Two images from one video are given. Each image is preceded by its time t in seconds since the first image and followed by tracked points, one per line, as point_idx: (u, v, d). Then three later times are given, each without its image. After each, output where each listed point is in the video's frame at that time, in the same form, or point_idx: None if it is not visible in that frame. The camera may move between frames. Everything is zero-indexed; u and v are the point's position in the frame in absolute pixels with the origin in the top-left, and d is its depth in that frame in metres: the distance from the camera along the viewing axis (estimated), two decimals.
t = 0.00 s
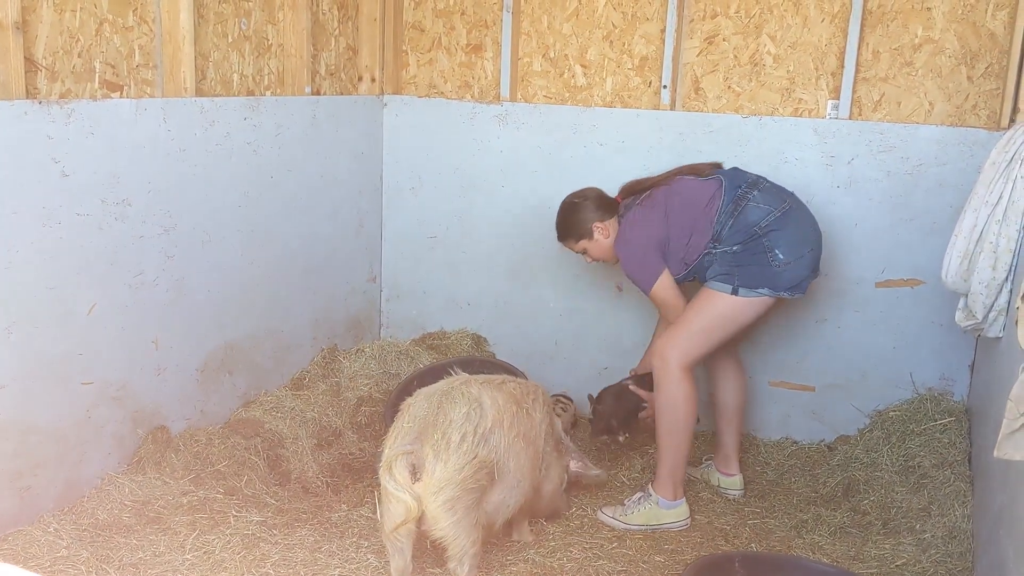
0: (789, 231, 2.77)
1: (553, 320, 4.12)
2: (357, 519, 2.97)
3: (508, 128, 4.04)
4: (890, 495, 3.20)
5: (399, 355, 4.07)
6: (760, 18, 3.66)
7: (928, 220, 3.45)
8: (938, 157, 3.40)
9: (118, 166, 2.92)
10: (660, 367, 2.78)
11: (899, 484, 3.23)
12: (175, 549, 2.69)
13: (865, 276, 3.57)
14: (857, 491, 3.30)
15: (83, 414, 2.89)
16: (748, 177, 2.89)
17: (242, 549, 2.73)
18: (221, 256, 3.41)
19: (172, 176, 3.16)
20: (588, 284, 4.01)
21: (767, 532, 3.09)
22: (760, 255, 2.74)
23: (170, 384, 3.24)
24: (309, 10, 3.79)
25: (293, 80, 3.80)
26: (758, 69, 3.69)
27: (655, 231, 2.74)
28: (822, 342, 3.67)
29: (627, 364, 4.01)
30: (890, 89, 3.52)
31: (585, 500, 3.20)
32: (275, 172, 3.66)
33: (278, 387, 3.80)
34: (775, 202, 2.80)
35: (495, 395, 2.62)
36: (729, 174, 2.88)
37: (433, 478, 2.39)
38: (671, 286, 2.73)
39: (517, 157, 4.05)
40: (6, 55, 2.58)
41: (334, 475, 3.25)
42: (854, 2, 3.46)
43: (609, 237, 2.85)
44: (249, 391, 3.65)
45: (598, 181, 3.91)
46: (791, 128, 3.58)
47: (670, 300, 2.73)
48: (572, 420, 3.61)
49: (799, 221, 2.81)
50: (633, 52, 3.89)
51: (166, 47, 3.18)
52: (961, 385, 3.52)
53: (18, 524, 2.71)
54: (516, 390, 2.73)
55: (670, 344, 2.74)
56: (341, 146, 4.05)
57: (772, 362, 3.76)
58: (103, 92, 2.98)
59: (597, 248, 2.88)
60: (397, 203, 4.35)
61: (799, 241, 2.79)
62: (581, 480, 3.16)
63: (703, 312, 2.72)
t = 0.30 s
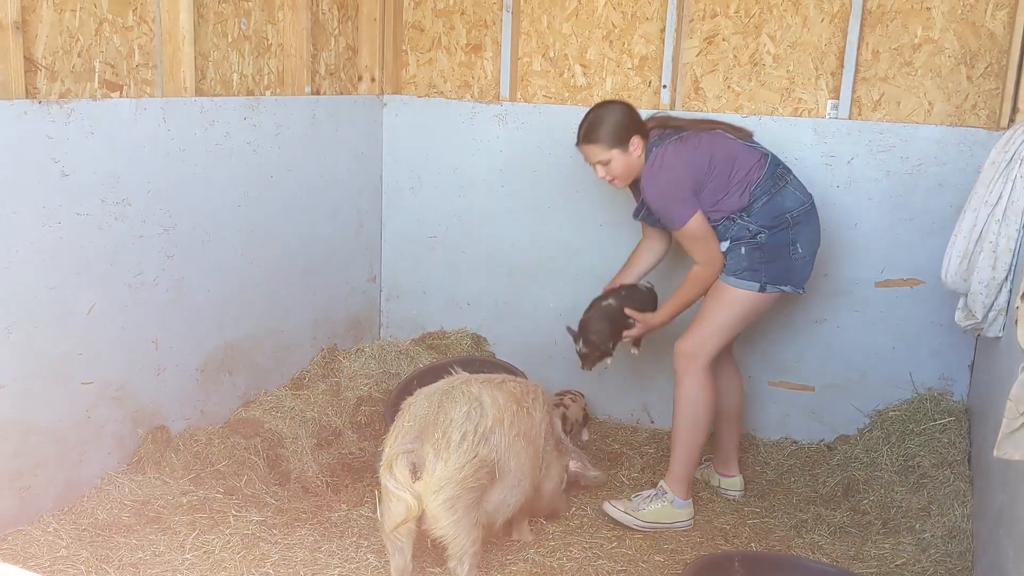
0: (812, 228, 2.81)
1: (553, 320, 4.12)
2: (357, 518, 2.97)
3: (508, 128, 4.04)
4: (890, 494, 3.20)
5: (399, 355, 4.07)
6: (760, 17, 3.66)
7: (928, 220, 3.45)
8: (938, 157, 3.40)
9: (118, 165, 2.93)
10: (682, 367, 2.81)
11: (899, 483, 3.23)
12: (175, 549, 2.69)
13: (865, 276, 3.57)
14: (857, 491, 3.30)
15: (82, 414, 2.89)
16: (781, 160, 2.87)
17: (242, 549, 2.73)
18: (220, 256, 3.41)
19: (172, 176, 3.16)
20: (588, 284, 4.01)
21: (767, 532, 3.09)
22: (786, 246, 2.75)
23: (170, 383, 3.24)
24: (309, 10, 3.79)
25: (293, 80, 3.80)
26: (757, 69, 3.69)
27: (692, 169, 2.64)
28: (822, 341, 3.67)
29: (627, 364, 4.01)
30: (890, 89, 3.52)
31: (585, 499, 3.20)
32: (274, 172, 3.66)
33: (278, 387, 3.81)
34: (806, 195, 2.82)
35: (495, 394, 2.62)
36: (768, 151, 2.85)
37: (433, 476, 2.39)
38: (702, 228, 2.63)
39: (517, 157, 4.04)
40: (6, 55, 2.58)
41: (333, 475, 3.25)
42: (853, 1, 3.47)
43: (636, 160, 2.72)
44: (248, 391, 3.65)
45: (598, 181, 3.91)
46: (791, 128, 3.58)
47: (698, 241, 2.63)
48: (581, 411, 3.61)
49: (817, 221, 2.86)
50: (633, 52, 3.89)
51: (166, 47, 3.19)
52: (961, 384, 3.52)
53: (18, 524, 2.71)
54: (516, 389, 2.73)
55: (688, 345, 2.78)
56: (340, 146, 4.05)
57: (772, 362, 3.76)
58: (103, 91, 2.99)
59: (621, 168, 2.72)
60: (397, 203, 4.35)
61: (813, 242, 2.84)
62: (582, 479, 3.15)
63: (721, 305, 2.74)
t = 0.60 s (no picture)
0: (788, 241, 2.75)
1: (552, 320, 4.12)
2: (355, 520, 2.97)
3: (507, 129, 4.04)
4: (888, 496, 3.20)
5: (398, 355, 4.07)
6: (759, 18, 3.66)
7: (927, 220, 3.45)
8: (937, 158, 3.40)
9: (117, 166, 2.93)
10: (667, 382, 2.71)
11: (898, 484, 3.23)
12: (174, 550, 2.68)
13: (864, 277, 3.57)
14: (855, 492, 3.30)
15: (81, 414, 2.88)
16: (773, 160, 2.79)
17: (241, 550, 2.72)
18: (219, 256, 3.41)
19: (171, 177, 3.16)
20: (587, 285, 4.01)
21: (766, 533, 3.08)
22: (764, 254, 2.69)
23: (169, 384, 3.24)
24: (308, 10, 3.79)
25: (292, 81, 3.79)
26: (756, 70, 3.69)
27: (725, 107, 2.53)
28: (821, 342, 3.67)
29: (626, 365, 4.01)
30: (889, 90, 3.52)
31: (583, 500, 3.20)
32: (273, 173, 3.66)
33: (276, 388, 3.80)
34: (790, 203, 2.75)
35: (492, 396, 2.62)
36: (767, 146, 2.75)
37: (431, 478, 2.39)
38: (726, 167, 2.48)
39: (517, 157, 4.04)
40: (4, 56, 2.58)
41: (332, 476, 3.25)
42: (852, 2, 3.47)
43: (668, 76, 2.53)
44: (247, 392, 3.65)
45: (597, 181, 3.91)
46: (790, 129, 3.58)
47: (720, 176, 2.46)
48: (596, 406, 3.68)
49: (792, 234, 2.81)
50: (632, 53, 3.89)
51: (165, 47, 3.18)
52: (960, 385, 3.52)
53: (17, 524, 2.70)
54: (515, 391, 2.73)
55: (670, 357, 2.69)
56: (339, 147, 4.04)
57: (771, 363, 3.76)
58: (101, 92, 2.98)
59: (652, 78, 2.51)
60: (396, 204, 4.35)
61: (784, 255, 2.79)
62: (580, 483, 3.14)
63: (692, 310, 2.67)
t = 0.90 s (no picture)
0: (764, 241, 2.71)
1: (551, 321, 4.12)
2: (354, 520, 2.96)
3: (506, 130, 4.04)
4: (887, 496, 3.20)
5: (397, 356, 4.07)
6: (758, 19, 3.66)
7: (926, 221, 3.45)
8: (936, 158, 3.40)
9: (116, 167, 2.93)
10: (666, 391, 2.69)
11: (896, 485, 3.23)
12: (172, 551, 2.68)
13: (862, 277, 3.57)
14: (854, 492, 3.30)
15: (79, 415, 2.88)
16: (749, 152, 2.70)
17: (239, 551, 2.72)
18: (217, 257, 3.41)
19: (170, 177, 3.16)
20: (586, 285, 4.01)
21: (765, 534, 3.08)
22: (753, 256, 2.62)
23: (167, 385, 3.24)
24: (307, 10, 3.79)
25: (291, 81, 3.79)
26: (755, 70, 3.69)
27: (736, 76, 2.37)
28: (820, 343, 3.67)
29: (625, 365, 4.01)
30: (888, 91, 3.52)
31: (582, 502, 3.20)
32: (272, 173, 3.66)
33: (275, 389, 3.80)
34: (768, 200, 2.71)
35: (490, 397, 2.62)
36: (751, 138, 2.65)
37: (429, 480, 2.39)
38: (734, 137, 2.30)
39: (516, 158, 4.05)
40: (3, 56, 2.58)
41: (331, 477, 3.25)
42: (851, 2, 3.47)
43: (684, 31, 2.32)
44: (246, 393, 3.64)
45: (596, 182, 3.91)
46: (789, 130, 3.58)
47: (726, 146, 2.29)
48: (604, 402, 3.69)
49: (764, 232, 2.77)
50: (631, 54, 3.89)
51: (164, 48, 3.18)
52: (958, 386, 3.52)
53: (16, 525, 2.70)
54: (513, 391, 2.73)
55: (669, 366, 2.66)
56: (338, 148, 4.04)
57: (770, 363, 3.76)
58: (100, 92, 2.98)
59: (668, 28, 2.30)
60: (395, 204, 4.35)
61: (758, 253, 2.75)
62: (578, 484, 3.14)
63: (677, 319, 2.61)
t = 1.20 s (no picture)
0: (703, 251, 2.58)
1: (547, 325, 4.13)
2: (350, 525, 2.96)
3: (503, 134, 4.05)
4: (883, 501, 3.20)
5: (393, 360, 4.07)
6: (754, 25, 3.68)
7: (921, 225, 3.46)
8: (932, 164, 3.41)
9: (112, 172, 2.93)
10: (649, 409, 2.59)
11: (892, 490, 3.24)
12: (168, 555, 2.68)
13: (858, 282, 3.58)
14: (850, 497, 3.29)
15: (74, 419, 2.87)
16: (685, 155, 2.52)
17: (235, 556, 2.72)
18: (212, 261, 3.40)
19: (166, 181, 3.15)
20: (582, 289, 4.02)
21: (761, 539, 3.08)
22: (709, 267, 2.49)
23: (162, 389, 3.23)
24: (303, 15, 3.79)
25: (287, 86, 3.80)
26: (751, 76, 3.69)
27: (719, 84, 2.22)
28: (816, 347, 3.68)
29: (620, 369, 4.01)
30: (883, 96, 3.54)
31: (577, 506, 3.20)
32: (268, 178, 3.65)
33: (271, 394, 3.79)
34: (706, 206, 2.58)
35: (485, 402, 2.62)
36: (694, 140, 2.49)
37: (423, 489, 2.39)
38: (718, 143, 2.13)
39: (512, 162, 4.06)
40: None
41: (326, 481, 3.24)
42: (846, 8, 3.49)
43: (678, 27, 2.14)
44: (241, 397, 3.63)
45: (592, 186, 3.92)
46: (784, 135, 3.58)
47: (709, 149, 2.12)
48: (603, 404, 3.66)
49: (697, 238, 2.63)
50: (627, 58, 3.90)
51: (160, 52, 3.18)
52: (953, 391, 3.53)
53: (10, 530, 2.69)
54: (509, 396, 2.74)
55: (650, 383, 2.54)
56: (333, 152, 4.04)
57: (765, 368, 3.76)
58: (96, 97, 2.98)
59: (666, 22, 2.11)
60: (391, 209, 4.35)
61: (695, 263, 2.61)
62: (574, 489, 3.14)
63: (650, 344, 2.41)
